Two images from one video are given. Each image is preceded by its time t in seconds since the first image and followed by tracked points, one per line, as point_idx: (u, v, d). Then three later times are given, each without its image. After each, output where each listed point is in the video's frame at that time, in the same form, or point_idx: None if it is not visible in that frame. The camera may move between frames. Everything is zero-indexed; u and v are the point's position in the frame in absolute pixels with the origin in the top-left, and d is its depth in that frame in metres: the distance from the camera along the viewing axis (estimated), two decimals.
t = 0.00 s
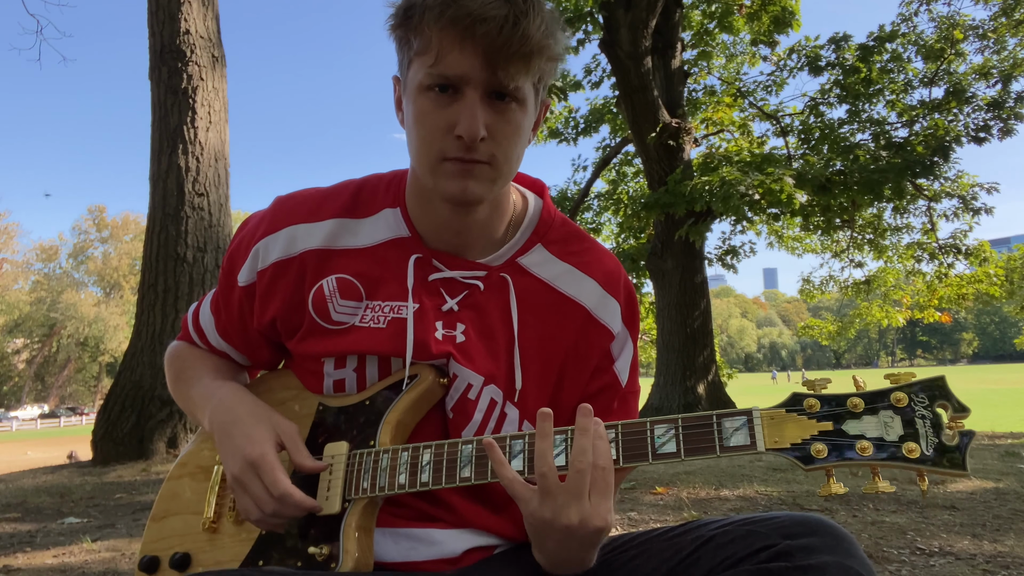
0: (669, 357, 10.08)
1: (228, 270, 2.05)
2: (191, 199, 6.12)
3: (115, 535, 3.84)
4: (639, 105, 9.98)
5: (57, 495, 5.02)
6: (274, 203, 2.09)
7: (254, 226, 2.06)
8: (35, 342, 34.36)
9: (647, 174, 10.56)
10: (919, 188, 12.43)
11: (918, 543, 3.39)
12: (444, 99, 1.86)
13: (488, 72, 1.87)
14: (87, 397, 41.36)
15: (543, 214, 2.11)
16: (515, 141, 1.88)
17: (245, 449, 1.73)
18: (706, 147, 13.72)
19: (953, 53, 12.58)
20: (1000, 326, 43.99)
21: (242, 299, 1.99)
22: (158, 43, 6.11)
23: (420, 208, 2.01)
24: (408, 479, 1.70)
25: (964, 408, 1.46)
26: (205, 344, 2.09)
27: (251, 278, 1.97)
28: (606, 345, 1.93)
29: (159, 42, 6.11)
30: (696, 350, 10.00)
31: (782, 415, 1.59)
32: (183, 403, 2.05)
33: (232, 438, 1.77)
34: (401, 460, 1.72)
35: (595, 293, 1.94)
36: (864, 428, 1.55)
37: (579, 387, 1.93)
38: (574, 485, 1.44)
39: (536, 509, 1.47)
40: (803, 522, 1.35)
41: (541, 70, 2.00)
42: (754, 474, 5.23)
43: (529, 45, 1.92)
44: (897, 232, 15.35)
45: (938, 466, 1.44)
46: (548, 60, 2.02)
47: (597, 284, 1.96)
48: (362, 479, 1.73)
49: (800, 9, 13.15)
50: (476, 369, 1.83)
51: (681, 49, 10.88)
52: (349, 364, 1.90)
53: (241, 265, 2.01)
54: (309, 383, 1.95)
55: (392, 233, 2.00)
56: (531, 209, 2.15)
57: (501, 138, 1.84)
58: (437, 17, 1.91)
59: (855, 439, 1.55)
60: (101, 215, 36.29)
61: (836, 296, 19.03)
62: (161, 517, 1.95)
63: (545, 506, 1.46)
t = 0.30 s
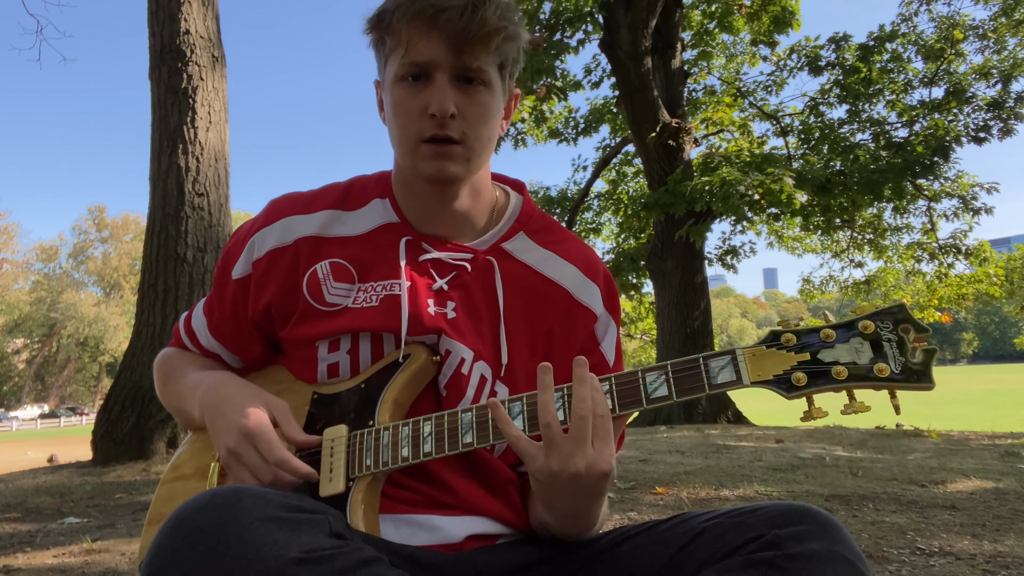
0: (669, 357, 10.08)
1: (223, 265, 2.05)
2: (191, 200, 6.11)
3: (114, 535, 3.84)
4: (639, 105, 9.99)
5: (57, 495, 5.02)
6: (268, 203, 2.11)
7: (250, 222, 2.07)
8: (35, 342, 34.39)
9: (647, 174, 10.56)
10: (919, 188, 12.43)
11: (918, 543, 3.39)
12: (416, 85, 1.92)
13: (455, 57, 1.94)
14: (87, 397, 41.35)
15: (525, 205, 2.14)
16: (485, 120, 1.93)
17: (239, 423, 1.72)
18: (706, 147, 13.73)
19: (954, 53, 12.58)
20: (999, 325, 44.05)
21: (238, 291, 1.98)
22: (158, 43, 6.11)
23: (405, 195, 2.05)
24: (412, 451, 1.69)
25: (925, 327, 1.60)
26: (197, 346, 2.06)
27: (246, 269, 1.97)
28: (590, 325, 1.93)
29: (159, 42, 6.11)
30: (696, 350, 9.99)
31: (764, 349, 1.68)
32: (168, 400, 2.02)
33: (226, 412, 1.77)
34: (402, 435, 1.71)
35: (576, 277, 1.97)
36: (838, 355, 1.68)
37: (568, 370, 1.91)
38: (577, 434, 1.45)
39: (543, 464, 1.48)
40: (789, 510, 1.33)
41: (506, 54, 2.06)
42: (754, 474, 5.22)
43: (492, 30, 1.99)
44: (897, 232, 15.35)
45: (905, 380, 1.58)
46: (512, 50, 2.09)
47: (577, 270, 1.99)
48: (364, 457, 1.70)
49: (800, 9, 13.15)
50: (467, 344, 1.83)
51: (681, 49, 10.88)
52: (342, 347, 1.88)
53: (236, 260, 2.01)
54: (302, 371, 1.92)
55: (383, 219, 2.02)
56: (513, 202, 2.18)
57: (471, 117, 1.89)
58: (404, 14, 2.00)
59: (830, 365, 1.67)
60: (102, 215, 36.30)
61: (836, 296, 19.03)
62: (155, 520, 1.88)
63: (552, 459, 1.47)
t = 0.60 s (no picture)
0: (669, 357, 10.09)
1: (224, 270, 2.03)
2: (191, 200, 6.11)
3: (114, 535, 3.83)
4: (639, 105, 9.99)
5: (57, 495, 5.02)
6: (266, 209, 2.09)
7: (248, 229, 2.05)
8: (35, 342, 34.42)
9: (647, 174, 10.56)
10: (919, 188, 12.43)
11: (918, 543, 3.39)
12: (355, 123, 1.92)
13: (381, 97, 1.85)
14: (87, 396, 41.35)
15: (510, 206, 2.15)
16: (423, 151, 1.89)
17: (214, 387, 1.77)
18: (706, 147, 13.74)
19: (954, 53, 12.58)
20: (999, 324, 44.12)
21: (240, 290, 1.95)
22: (158, 43, 6.11)
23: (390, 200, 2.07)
24: (420, 427, 1.72)
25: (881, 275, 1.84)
26: (196, 352, 2.04)
27: (249, 267, 1.95)
28: (575, 314, 1.98)
29: (159, 42, 6.11)
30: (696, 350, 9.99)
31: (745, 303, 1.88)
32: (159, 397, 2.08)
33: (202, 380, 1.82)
34: (410, 412, 1.75)
35: (559, 272, 2.00)
36: (809, 305, 1.90)
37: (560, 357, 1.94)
38: (584, 388, 1.46)
39: (553, 420, 1.48)
40: (763, 478, 1.30)
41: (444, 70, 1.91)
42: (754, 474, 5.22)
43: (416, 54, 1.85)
44: (897, 232, 15.35)
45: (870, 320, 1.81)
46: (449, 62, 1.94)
47: (560, 265, 2.02)
48: (373, 437, 1.73)
49: (800, 8, 13.15)
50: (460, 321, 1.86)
51: (681, 49, 10.87)
52: (345, 334, 1.87)
53: (239, 260, 1.99)
54: (307, 361, 1.91)
55: (379, 211, 2.02)
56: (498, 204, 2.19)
57: (405, 152, 1.86)
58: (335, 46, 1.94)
59: (803, 312, 1.89)
60: (102, 215, 36.28)
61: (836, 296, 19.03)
62: (155, 524, 1.88)
63: (562, 414, 1.47)
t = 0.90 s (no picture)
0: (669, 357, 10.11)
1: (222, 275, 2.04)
2: (191, 199, 6.11)
3: (115, 535, 3.84)
4: (639, 105, 9.99)
5: (57, 495, 5.01)
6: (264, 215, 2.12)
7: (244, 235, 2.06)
8: (35, 342, 34.44)
9: (647, 174, 10.56)
10: (919, 188, 12.43)
11: (918, 543, 3.39)
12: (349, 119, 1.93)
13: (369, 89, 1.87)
14: (87, 397, 41.33)
15: (505, 204, 2.16)
16: (413, 142, 1.88)
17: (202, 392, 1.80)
18: (707, 147, 13.74)
19: (954, 53, 12.58)
20: (999, 325, 44.33)
21: (237, 293, 1.97)
22: (158, 43, 6.11)
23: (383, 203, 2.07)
24: (412, 437, 1.69)
25: (880, 290, 1.82)
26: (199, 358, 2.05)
27: (246, 270, 1.96)
28: (570, 310, 1.98)
29: (159, 42, 6.11)
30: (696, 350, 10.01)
31: (739, 317, 1.86)
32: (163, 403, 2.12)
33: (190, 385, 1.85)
34: (403, 423, 1.71)
35: (554, 267, 2.00)
36: (805, 317, 1.88)
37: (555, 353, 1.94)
38: (571, 402, 1.45)
39: (539, 432, 1.47)
40: (773, 487, 1.31)
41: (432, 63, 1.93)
42: (754, 474, 5.23)
43: (402, 46, 1.86)
44: (897, 232, 15.35)
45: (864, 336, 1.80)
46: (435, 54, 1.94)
47: (555, 261, 2.01)
48: (366, 447, 1.71)
49: (800, 8, 13.15)
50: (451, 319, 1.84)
51: (682, 49, 10.88)
52: (340, 341, 1.86)
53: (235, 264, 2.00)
54: (304, 368, 1.91)
55: (373, 212, 2.03)
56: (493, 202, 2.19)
57: (394, 143, 1.86)
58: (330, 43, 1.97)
59: (799, 325, 1.87)
60: (102, 215, 36.25)
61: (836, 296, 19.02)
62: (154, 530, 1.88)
63: (547, 427, 1.46)
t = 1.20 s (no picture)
0: (670, 357, 10.11)
1: (226, 261, 2.04)
2: (191, 199, 6.12)
3: (115, 535, 3.84)
4: (639, 105, 9.99)
5: (57, 495, 5.01)
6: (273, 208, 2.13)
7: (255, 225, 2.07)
8: (35, 342, 34.44)
9: (647, 175, 10.56)
10: (919, 188, 12.43)
11: (918, 543, 3.39)
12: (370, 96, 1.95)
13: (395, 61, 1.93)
14: (87, 397, 41.37)
15: (521, 201, 2.15)
16: (434, 116, 1.90)
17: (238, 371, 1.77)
18: (707, 147, 13.74)
19: (954, 53, 12.57)
20: (999, 325, 44.39)
21: (241, 284, 1.97)
22: (158, 43, 6.11)
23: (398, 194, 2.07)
24: (409, 462, 1.69)
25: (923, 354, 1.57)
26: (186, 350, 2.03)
27: (250, 262, 1.97)
28: (586, 317, 1.93)
29: (159, 42, 6.11)
30: (696, 350, 10.03)
31: (760, 371, 1.68)
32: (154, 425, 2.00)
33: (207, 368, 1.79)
34: (401, 446, 1.71)
35: (568, 270, 1.97)
36: (835, 378, 1.66)
37: (565, 359, 1.92)
38: (570, 451, 1.47)
39: (537, 480, 1.49)
40: (807, 528, 1.36)
41: (459, 44, 2.00)
42: (754, 474, 5.23)
43: (428, 21, 1.94)
44: (897, 232, 15.36)
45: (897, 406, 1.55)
46: (457, 31, 2.00)
47: (570, 262, 1.98)
48: (362, 467, 1.71)
49: (800, 8, 13.15)
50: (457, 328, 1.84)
51: (682, 49, 10.88)
52: (344, 351, 1.86)
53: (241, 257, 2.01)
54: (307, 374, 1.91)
55: (381, 212, 2.04)
56: (507, 200, 2.19)
57: (417, 114, 1.88)
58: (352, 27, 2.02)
59: (827, 388, 1.66)
60: (102, 215, 36.25)
61: (836, 296, 19.05)
62: (156, 525, 1.87)
63: (544, 475, 1.49)
